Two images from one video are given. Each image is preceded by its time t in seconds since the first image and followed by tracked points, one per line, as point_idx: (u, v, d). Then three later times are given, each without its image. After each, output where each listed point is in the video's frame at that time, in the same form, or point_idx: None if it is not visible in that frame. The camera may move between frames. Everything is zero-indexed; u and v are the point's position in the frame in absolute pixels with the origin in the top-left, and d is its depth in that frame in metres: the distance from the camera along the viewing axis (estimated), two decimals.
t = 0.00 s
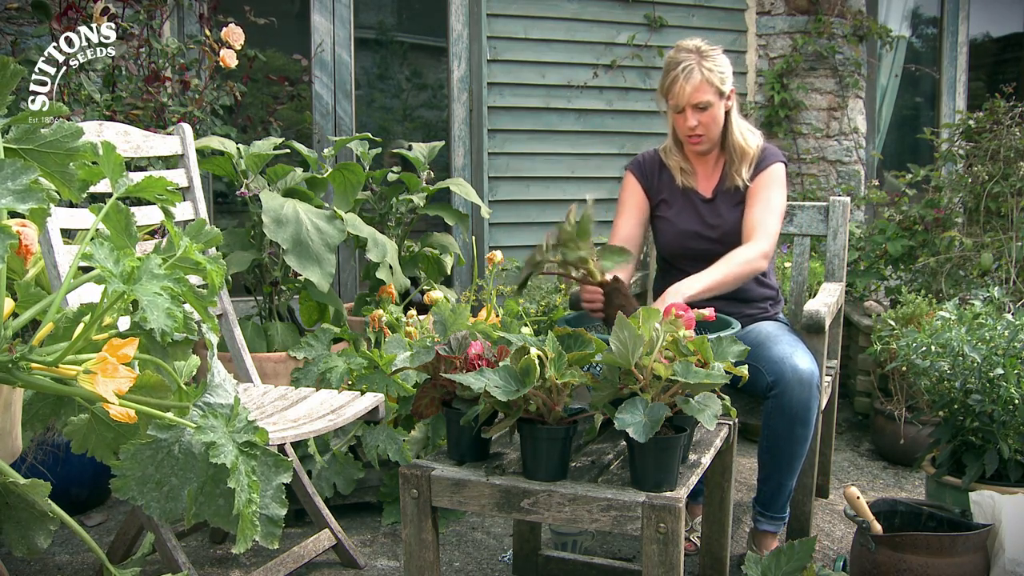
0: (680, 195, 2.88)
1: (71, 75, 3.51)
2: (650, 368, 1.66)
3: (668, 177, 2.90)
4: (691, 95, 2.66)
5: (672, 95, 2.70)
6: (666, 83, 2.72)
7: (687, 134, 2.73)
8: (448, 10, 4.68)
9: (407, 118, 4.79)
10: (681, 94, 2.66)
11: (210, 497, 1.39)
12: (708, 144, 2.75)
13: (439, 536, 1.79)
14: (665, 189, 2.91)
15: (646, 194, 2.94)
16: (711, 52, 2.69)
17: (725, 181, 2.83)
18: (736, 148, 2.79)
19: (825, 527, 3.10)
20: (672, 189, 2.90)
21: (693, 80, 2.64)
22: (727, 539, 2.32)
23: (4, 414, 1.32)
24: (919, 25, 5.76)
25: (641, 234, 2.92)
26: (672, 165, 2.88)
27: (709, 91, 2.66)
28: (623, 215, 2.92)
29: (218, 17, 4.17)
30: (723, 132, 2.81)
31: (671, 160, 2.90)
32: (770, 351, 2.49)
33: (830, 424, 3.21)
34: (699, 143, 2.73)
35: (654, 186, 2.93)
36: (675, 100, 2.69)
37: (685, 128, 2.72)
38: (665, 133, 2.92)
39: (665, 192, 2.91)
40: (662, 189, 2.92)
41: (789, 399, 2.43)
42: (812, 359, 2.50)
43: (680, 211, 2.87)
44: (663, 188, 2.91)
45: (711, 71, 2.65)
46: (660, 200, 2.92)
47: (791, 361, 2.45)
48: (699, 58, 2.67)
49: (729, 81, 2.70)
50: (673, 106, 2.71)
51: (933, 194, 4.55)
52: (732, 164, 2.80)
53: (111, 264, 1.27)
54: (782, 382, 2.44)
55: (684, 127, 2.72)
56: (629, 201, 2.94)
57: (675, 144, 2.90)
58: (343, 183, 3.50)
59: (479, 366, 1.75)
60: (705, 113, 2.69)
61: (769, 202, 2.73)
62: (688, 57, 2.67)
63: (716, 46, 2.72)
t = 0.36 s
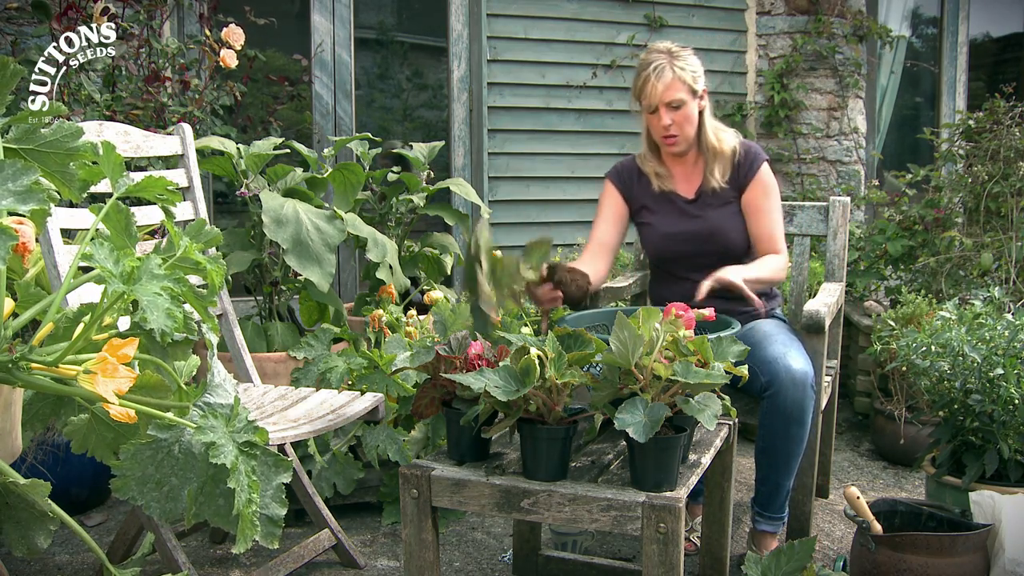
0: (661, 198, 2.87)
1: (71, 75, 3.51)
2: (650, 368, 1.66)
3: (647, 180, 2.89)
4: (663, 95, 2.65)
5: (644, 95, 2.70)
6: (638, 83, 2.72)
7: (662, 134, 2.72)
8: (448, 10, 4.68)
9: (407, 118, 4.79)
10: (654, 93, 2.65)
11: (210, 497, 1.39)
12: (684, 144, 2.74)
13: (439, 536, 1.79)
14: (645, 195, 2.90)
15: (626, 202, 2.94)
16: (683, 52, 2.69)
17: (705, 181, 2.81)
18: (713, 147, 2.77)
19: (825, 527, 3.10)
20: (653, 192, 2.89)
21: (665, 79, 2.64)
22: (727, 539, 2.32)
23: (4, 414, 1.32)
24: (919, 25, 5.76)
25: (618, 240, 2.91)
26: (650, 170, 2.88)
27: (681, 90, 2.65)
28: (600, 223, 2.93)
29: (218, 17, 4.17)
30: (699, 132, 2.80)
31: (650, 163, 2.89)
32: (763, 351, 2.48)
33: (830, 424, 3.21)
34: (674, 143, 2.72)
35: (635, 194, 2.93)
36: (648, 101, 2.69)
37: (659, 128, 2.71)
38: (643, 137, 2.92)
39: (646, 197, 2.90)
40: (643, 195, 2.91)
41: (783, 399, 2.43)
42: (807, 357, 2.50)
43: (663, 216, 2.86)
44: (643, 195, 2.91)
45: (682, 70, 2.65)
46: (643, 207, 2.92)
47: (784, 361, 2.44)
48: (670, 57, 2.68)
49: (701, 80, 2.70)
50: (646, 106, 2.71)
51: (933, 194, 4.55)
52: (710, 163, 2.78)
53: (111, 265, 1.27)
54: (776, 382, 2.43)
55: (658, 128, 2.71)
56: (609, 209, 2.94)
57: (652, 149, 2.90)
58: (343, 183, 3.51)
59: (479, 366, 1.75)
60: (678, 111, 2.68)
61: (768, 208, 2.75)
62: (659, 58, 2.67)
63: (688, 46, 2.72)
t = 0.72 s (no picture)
0: (657, 200, 2.85)
1: (72, 75, 3.51)
2: (650, 368, 1.66)
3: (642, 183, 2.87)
4: (662, 96, 2.65)
5: (641, 97, 2.69)
6: (634, 85, 2.71)
7: (659, 136, 2.71)
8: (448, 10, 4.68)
9: (407, 118, 4.79)
10: (652, 95, 2.64)
11: (210, 496, 1.39)
12: (680, 145, 2.73)
13: (439, 536, 1.79)
14: (639, 198, 2.89)
15: (621, 206, 2.92)
16: (677, 54, 2.71)
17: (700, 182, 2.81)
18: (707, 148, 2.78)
19: (825, 528, 3.10)
20: (648, 194, 2.87)
21: (662, 81, 2.64)
22: (727, 539, 2.31)
23: (4, 414, 1.32)
24: (919, 25, 5.76)
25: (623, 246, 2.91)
26: (644, 173, 2.86)
27: (679, 91, 2.66)
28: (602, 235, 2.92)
29: (218, 17, 4.18)
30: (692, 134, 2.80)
31: (643, 165, 2.88)
32: (766, 351, 2.49)
33: (830, 425, 3.21)
34: (671, 145, 2.71)
35: (629, 197, 2.91)
36: (646, 102, 2.67)
37: (656, 129, 2.70)
38: (634, 140, 2.91)
39: (643, 200, 2.88)
40: (638, 197, 2.89)
41: (785, 399, 2.43)
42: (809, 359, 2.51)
43: (660, 217, 2.85)
44: (637, 198, 2.89)
45: (680, 72, 2.65)
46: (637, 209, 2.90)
47: (787, 361, 2.44)
48: (665, 59, 2.68)
49: (696, 82, 2.71)
50: (643, 108, 2.70)
51: (933, 194, 4.55)
52: (705, 164, 2.79)
53: (111, 265, 1.27)
54: (779, 381, 2.44)
55: (655, 130, 2.70)
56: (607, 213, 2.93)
57: (644, 152, 2.89)
58: (344, 183, 3.51)
59: (479, 366, 1.75)
60: (676, 113, 2.68)
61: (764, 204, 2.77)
62: (655, 60, 2.67)
63: (680, 48, 2.73)
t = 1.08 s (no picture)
0: (669, 201, 2.82)
1: (72, 75, 3.51)
2: (650, 368, 1.66)
3: (654, 185, 2.84)
4: (685, 95, 2.65)
5: (663, 96, 2.68)
6: (653, 85, 2.70)
7: (681, 135, 2.70)
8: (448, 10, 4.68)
9: (407, 118, 4.79)
10: (676, 93, 2.64)
11: (210, 496, 1.40)
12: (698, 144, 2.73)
13: (439, 536, 1.79)
14: (652, 199, 2.85)
15: (633, 208, 2.88)
16: (691, 56, 2.74)
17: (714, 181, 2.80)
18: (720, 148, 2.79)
19: (825, 528, 3.10)
20: (660, 196, 2.83)
21: (687, 80, 2.65)
22: (727, 539, 2.31)
23: (4, 414, 1.32)
24: (919, 25, 5.76)
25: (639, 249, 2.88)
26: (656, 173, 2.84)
27: (700, 91, 2.68)
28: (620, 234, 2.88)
29: (218, 17, 4.18)
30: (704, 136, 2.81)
31: (653, 167, 2.85)
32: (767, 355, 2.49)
33: (830, 425, 3.21)
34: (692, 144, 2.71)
35: (641, 199, 2.87)
36: (668, 101, 2.67)
37: (678, 128, 2.69)
38: (640, 143, 2.88)
39: (655, 202, 2.84)
40: (649, 200, 2.86)
41: (786, 404, 2.43)
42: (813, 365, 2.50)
43: (672, 217, 2.81)
44: (649, 199, 2.86)
45: (699, 72, 2.69)
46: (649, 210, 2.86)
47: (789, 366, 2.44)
48: (680, 58, 2.72)
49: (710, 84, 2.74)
50: (665, 108, 2.68)
51: (933, 194, 4.55)
52: (719, 164, 2.79)
53: (111, 265, 1.27)
54: (780, 386, 2.43)
55: (677, 129, 2.69)
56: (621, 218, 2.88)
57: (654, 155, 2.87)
58: (343, 183, 3.51)
59: (480, 367, 1.74)
60: (697, 112, 2.68)
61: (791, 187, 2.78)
62: (673, 61, 2.70)
63: (687, 49, 2.78)
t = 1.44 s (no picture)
0: (695, 202, 2.81)
1: (72, 75, 3.52)
2: (650, 368, 1.66)
3: (680, 185, 2.82)
4: (716, 98, 2.65)
5: (694, 98, 2.68)
6: (685, 85, 2.70)
7: (709, 138, 2.70)
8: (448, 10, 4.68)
9: (407, 118, 4.78)
10: (708, 96, 2.64)
11: (210, 496, 1.40)
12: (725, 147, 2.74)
13: (439, 536, 1.79)
14: (676, 198, 2.84)
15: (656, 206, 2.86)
16: (721, 57, 2.74)
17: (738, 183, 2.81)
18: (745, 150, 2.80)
19: (825, 528, 3.10)
20: (686, 196, 2.82)
21: (718, 82, 2.65)
22: (727, 539, 2.31)
23: (4, 414, 1.32)
24: (919, 25, 5.76)
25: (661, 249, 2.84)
26: (681, 173, 2.83)
27: (731, 94, 2.67)
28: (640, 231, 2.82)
29: (218, 16, 4.17)
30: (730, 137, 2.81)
31: (679, 166, 2.83)
32: (779, 351, 2.49)
33: (830, 425, 3.21)
34: (719, 147, 2.71)
35: (664, 198, 2.85)
36: (699, 103, 2.66)
37: (707, 131, 2.68)
38: (664, 141, 2.87)
39: (680, 202, 2.82)
40: (674, 199, 2.84)
41: (797, 400, 2.43)
42: (824, 363, 2.50)
43: (696, 217, 2.79)
44: (673, 198, 2.84)
45: (730, 74, 2.68)
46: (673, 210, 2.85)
47: (801, 363, 2.44)
48: (712, 59, 2.71)
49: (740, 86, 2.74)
50: (695, 110, 2.68)
51: (933, 194, 4.55)
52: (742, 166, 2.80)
53: (110, 265, 1.27)
54: (792, 382, 2.43)
55: (706, 132, 2.69)
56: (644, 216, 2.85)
57: (679, 153, 2.86)
58: (343, 183, 3.50)
59: (479, 367, 1.74)
60: (727, 115, 2.68)
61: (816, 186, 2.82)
62: (705, 62, 2.69)
63: (719, 48, 2.77)
